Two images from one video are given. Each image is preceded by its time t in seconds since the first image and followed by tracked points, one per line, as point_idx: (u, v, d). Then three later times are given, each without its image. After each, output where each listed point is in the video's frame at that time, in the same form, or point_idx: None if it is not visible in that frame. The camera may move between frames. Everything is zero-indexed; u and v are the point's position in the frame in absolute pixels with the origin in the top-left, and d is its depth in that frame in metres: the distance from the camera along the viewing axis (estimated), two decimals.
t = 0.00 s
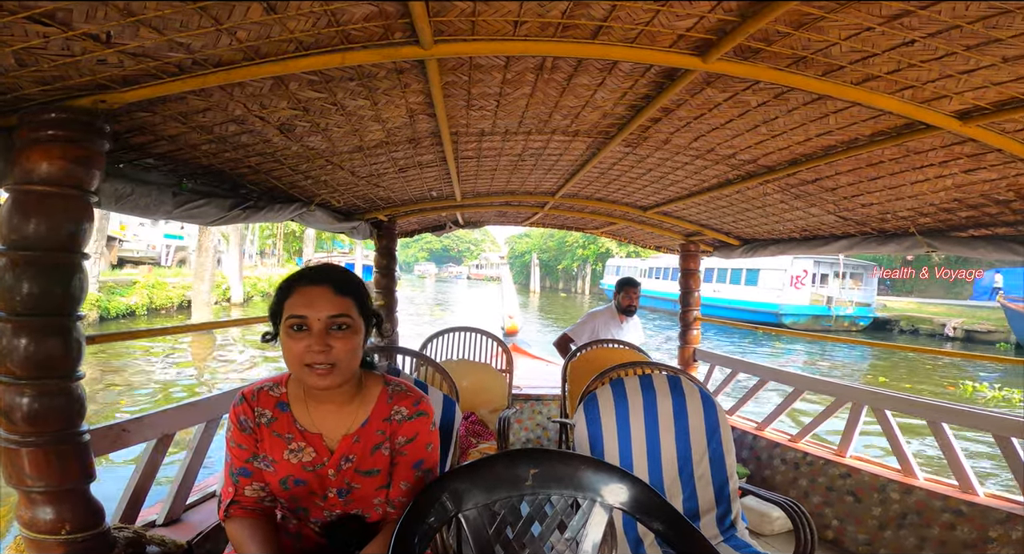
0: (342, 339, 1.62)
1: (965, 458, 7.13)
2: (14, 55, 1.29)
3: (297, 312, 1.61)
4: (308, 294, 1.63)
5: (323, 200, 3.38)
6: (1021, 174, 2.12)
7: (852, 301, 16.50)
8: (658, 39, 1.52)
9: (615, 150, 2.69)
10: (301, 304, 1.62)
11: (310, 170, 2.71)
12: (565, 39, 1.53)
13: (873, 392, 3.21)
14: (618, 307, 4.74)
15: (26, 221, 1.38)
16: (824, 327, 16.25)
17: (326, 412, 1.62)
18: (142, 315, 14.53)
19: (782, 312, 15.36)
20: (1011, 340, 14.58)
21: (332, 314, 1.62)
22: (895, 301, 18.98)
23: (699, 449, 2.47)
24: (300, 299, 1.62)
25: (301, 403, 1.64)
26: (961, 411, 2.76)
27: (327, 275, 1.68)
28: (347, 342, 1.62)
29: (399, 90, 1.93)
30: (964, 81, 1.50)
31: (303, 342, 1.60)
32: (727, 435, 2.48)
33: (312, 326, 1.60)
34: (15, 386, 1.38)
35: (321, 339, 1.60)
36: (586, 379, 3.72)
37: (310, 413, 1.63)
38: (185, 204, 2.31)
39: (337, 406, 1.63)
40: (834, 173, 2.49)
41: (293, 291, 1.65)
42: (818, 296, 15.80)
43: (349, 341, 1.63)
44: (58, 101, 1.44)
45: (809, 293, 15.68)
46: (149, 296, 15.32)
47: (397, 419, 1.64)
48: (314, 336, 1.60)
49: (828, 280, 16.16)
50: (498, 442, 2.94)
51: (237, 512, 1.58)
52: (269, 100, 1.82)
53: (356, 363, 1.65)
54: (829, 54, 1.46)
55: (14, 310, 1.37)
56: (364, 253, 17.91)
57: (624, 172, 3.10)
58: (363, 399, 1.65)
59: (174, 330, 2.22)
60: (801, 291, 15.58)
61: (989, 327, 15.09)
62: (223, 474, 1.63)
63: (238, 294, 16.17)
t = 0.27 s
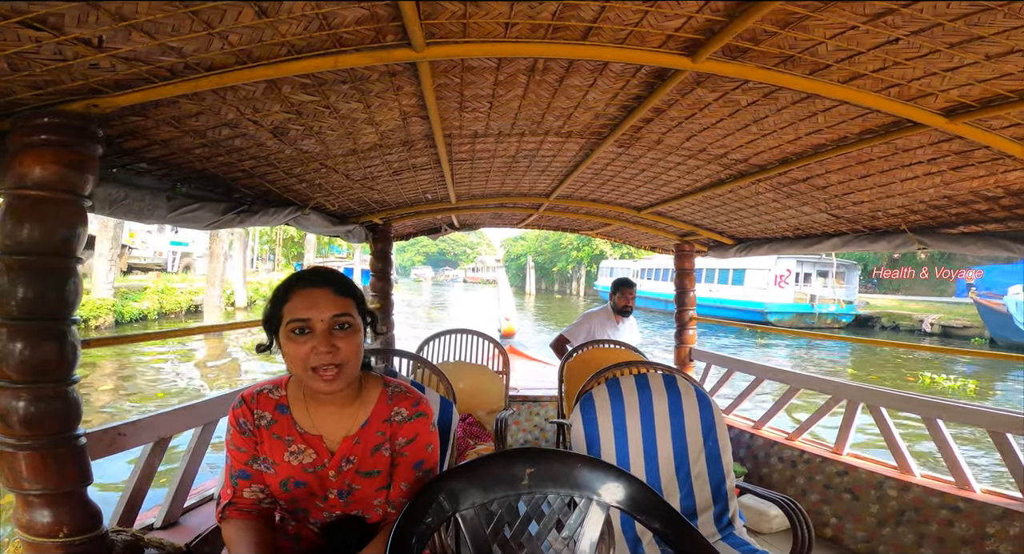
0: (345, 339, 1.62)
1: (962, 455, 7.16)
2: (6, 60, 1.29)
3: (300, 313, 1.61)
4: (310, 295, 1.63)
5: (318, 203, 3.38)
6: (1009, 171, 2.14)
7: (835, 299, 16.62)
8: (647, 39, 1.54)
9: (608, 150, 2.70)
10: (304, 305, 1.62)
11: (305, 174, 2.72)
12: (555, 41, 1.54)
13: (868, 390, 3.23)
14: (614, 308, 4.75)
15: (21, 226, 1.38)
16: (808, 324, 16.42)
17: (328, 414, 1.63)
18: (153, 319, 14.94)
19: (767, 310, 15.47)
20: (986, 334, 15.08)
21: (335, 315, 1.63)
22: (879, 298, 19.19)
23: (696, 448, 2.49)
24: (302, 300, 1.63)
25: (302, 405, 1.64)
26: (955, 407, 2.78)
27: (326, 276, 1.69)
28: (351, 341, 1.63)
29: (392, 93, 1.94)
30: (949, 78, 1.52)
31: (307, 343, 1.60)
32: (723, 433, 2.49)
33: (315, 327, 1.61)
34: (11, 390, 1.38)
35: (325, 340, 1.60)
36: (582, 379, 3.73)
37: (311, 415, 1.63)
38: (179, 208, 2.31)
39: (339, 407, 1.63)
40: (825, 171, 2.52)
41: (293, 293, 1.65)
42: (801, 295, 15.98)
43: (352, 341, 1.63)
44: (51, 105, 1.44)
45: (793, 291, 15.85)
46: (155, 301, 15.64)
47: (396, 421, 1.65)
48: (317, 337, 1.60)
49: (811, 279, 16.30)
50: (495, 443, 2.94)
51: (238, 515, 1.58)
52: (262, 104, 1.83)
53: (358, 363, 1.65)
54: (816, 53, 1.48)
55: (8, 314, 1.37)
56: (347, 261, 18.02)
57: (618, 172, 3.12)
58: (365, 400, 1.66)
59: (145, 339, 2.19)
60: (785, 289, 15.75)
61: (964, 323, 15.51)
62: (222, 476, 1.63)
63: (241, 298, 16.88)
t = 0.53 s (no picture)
0: (353, 339, 1.62)
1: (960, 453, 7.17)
2: (1, 63, 1.29)
3: (310, 312, 1.61)
4: (321, 295, 1.64)
5: (315, 205, 3.38)
6: (1003, 169, 2.15)
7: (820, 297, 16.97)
8: (643, 40, 1.54)
9: (605, 151, 2.71)
10: (314, 304, 1.62)
11: (301, 176, 2.72)
12: (550, 41, 1.55)
13: (866, 388, 3.24)
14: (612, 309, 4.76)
15: (17, 229, 1.38)
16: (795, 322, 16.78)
17: (331, 414, 1.63)
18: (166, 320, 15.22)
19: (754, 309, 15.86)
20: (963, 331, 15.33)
21: (345, 314, 1.63)
22: (864, 297, 19.56)
23: (695, 448, 2.49)
24: (312, 300, 1.63)
25: (305, 405, 1.64)
26: (953, 406, 2.78)
27: (337, 277, 1.70)
28: (358, 342, 1.63)
29: (388, 94, 1.94)
30: (942, 77, 1.53)
31: (316, 342, 1.60)
32: (721, 433, 2.50)
33: (324, 326, 1.61)
34: (9, 393, 1.38)
35: (334, 339, 1.60)
36: (581, 380, 3.73)
37: (313, 416, 1.63)
38: (176, 210, 2.31)
39: (342, 408, 1.63)
40: (820, 171, 2.53)
41: (304, 292, 1.65)
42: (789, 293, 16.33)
43: (361, 342, 1.63)
44: (47, 108, 1.44)
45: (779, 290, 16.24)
46: (168, 302, 15.89)
47: (399, 424, 1.65)
48: (327, 336, 1.60)
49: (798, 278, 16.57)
50: (495, 444, 2.94)
51: (238, 516, 1.57)
52: (259, 106, 1.83)
53: (365, 364, 1.65)
54: (809, 52, 1.49)
55: (5, 317, 1.37)
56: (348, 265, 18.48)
57: (614, 173, 3.12)
58: (368, 402, 1.66)
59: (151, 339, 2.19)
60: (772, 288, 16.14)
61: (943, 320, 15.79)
62: (222, 477, 1.62)
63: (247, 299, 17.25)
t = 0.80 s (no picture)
0: (361, 340, 1.63)
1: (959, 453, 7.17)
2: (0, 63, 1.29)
3: (318, 314, 1.61)
4: (329, 297, 1.64)
5: (314, 206, 3.37)
6: (1002, 169, 2.16)
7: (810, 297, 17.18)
8: (643, 40, 1.54)
9: (605, 151, 2.71)
10: (322, 306, 1.62)
11: (301, 176, 2.72)
12: (550, 41, 1.55)
13: (866, 388, 3.24)
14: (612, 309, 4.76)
15: (17, 229, 1.38)
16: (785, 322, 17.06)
17: (336, 415, 1.63)
18: (180, 319, 15.49)
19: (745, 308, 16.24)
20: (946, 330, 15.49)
21: (353, 316, 1.63)
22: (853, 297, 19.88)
23: (695, 448, 2.49)
24: (320, 302, 1.63)
25: (310, 406, 1.64)
26: (953, 406, 2.79)
27: (343, 279, 1.70)
28: (366, 343, 1.63)
29: (387, 94, 1.94)
30: (941, 77, 1.54)
31: (324, 343, 1.60)
32: (721, 433, 2.50)
33: (332, 327, 1.61)
34: (9, 393, 1.38)
35: (342, 340, 1.60)
36: (581, 380, 3.73)
37: (318, 417, 1.63)
38: (175, 211, 2.31)
39: (348, 409, 1.63)
40: (820, 171, 2.53)
41: (310, 293, 1.65)
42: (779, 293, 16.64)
43: (368, 343, 1.64)
44: (46, 108, 1.44)
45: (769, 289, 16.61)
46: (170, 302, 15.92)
47: (402, 425, 1.65)
48: (335, 337, 1.60)
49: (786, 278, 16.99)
50: (495, 444, 2.94)
51: (238, 516, 1.57)
52: (258, 106, 1.83)
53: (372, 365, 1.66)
54: (809, 52, 1.49)
55: (4, 318, 1.37)
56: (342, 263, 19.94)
57: (614, 173, 3.12)
58: (372, 403, 1.66)
59: (150, 339, 2.21)
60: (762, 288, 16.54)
61: (926, 319, 16.06)
62: (223, 477, 1.61)
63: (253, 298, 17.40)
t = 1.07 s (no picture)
0: (354, 348, 1.62)
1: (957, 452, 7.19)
2: None
3: (309, 324, 1.60)
4: (319, 306, 1.62)
5: (311, 207, 3.37)
6: (997, 168, 2.17)
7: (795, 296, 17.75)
8: (639, 40, 1.55)
9: (601, 151, 2.71)
10: (313, 315, 1.61)
11: (298, 177, 2.72)
12: (546, 42, 1.55)
13: (863, 387, 3.25)
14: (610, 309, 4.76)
15: (13, 231, 1.38)
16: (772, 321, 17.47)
17: (332, 418, 1.63)
18: (185, 320, 15.64)
19: (733, 307, 16.73)
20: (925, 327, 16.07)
21: (344, 324, 1.62)
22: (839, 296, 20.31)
23: (693, 447, 2.49)
24: (310, 311, 1.61)
25: (305, 411, 1.64)
26: (950, 404, 2.79)
27: (334, 284, 1.68)
28: (361, 350, 1.64)
29: (384, 95, 1.94)
30: (935, 76, 1.54)
31: (317, 353, 1.59)
32: (719, 432, 2.50)
33: (325, 338, 1.60)
34: (7, 395, 1.38)
35: (335, 350, 1.59)
36: (579, 380, 3.73)
37: (315, 420, 1.63)
38: (172, 212, 2.30)
39: (344, 413, 1.63)
40: (815, 170, 2.54)
41: (301, 302, 1.64)
42: (766, 292, 17.14)
43: (361, 350, 1.64)
44: (43, 110, 1.44)
45: (756, 289, 17.12)
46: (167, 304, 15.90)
47: (400, 424, 1.65)
48: (328, 347, 1.59)
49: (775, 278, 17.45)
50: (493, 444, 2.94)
51: (238, 517, 1.57)
52: (255, 107, 1.83)
53: (367, 371, 1.66)
54: (803, 52, 1.50)
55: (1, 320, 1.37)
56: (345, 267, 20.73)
57: (611, 173, 3.13)
58: (369, 404, 1.66)
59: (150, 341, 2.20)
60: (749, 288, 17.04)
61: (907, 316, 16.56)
62: (222, 478, 1.61)
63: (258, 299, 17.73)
